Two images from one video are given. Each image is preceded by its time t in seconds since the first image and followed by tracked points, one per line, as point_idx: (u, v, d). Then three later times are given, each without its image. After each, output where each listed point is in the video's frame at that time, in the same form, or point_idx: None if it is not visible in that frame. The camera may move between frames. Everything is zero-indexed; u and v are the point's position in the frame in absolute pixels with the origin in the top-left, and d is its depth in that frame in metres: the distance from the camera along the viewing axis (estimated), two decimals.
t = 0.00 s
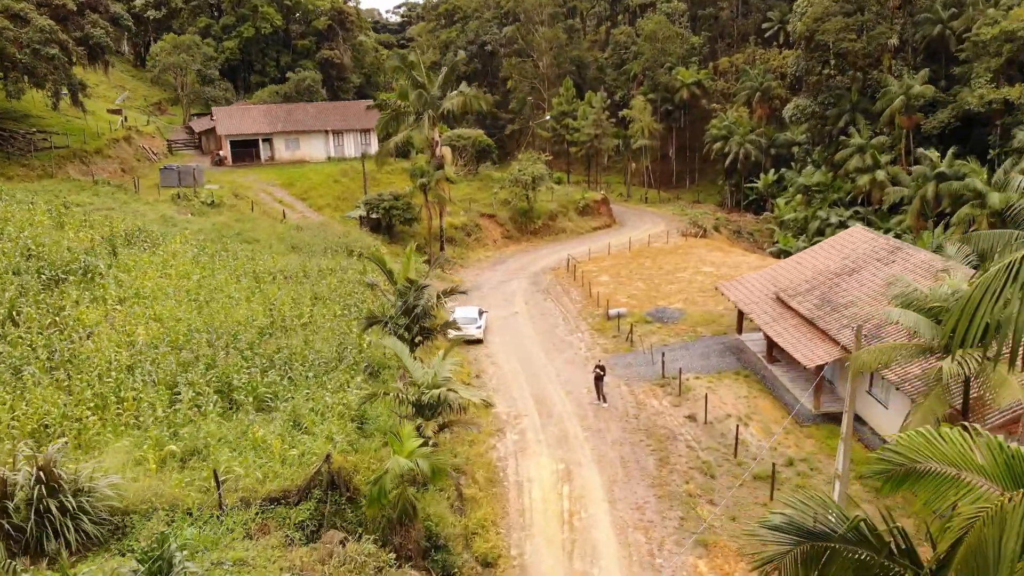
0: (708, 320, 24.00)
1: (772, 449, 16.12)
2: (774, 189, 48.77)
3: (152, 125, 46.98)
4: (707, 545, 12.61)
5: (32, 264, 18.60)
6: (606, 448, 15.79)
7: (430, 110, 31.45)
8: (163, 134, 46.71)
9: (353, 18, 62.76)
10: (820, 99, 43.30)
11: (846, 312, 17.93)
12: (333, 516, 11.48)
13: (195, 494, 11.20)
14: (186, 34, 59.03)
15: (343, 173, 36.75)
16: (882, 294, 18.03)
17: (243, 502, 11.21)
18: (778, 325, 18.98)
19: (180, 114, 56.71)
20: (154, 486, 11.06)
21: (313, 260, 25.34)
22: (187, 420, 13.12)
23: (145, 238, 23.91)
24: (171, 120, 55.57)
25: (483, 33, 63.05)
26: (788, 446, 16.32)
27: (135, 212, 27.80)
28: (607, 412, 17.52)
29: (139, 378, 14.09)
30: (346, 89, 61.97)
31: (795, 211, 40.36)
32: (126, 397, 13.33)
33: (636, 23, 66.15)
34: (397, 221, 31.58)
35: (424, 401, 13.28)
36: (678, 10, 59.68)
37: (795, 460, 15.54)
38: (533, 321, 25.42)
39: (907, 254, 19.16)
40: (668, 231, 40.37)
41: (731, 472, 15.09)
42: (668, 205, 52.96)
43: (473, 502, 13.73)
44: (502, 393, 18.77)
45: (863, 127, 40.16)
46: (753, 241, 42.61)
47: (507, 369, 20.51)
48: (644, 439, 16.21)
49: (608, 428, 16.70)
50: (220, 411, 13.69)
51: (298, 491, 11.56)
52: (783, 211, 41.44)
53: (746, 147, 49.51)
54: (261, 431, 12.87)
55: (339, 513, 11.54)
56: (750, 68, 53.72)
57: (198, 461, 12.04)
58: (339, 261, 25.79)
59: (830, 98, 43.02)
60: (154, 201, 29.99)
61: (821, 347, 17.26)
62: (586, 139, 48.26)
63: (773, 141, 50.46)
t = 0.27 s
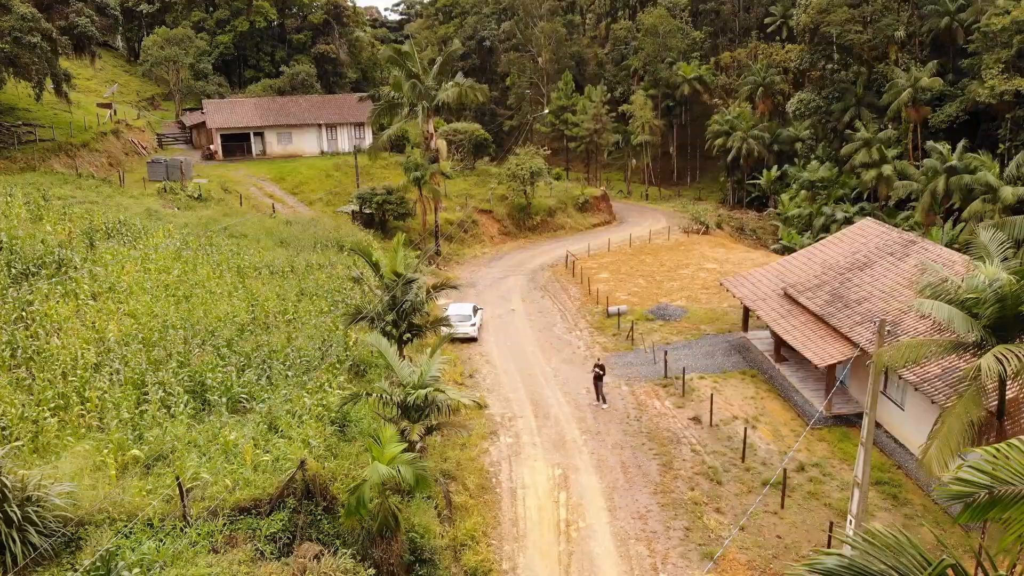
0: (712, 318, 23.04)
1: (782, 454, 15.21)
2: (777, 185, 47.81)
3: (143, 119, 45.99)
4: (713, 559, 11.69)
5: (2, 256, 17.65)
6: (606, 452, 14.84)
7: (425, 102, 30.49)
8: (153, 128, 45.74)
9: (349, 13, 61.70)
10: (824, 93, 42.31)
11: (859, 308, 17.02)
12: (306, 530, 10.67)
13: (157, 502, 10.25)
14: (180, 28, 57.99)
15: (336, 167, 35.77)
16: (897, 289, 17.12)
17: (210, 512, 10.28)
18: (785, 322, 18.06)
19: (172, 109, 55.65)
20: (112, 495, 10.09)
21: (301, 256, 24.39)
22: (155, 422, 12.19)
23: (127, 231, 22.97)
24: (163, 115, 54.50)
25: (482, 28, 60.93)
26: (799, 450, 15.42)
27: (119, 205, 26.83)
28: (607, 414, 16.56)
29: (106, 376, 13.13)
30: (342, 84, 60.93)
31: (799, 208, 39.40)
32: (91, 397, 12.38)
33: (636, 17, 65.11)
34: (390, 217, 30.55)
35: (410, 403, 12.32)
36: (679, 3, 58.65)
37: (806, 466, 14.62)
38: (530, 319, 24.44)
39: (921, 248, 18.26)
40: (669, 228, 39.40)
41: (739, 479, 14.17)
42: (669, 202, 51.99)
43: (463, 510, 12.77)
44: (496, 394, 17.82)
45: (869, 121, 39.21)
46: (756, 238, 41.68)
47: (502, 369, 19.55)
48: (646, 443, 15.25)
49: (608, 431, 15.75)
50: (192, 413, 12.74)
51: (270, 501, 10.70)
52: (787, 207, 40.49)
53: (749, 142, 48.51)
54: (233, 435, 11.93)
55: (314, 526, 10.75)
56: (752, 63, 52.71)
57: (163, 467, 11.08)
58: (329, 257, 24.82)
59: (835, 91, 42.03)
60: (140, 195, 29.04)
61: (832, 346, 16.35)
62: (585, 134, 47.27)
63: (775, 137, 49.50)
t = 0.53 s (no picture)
0: (717, 317, 22.11)
1: (794, 460, 14.29)
2: (780, 182, 46.85)
3: (134, 115, 45.01)
4: None
5: None
6: (606, 459, 13.91)
7: (419, 94, 29.56)
8: (144, 123, 44.77)
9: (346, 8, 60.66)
10: (830, 87, 41.33)
11: (874, 305, 16.14)
12: (279, 547, 9.70)
13: (113, 517, 9.27)
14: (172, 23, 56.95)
15: (329, 162, 34.81)
16: (913, 285, 16.26)
17: (173, 527, 9.33)
18: (795, 321, 17.14)
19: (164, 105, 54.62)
20: (66, 507, 9.14)
21: (290, 252, 23.44)
22: (119, 428, 11.24)
23: (108, 226, 22.02)
24: (155, 111, 53.48)
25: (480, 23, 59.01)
26: (812, 457, 14.51)
27: (102, 200, 25.88)
28: (608, 417, 15.63)
29: (68, 377, 12.17)
30: (339, 81, 59.91)
31: (804, 204, 38.45)
32: (51, 401, 11.42)
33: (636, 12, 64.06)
34: (383, 213, 29.54)
35: (396, 406, 11.37)
36: None
37: (821, 473, 13.74)
38: (528, 318, 23.50)
39: (939, 245, 17.37)
40: (671, 225, 38.47)
41: (749, 487, 13.25)
42: (670, 199, 51.03)
43: (453, 522, 11.82)
44: (490, 396, 16.87)
45: (876, 116, 38.27)
46: (759, 236, 40.76)
47: (497, 370, 18.61)
48: (649, 448, 14.32)
49: (609, 436, 14.81)
50: (160, 418, 11.81)
51: (240, 515, 9.75)
52: (792, 204, 39.53)
53: (752, 138, 47.50)
54: (203, 442, 11.00)
55: (289, 541, 9.80)
56: (755, 58, 51.68)
57: (125, 477, 10.15)
58: (319, 253, 23.88)
59: (841, 85, 41.03)
60: (125, 190, 28.08)
61: (847, 347, 15.45)
62: (585, 130, 46.29)
63: (779, 133, 48.52)
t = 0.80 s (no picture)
0: (722, 314, 21.21)
1: (808, 467, 13.40)
2: (784, 179, 45.93)
3: (125, 110, 44.07)
4: None
5: None
6: (608, 465, 13.01)
7: (414, 86, 28.63)
8: (135, 119, 43.84)
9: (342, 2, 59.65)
10: (835, 82, 40.40)
11: (890, 303, 15.28)
12: (249, 566, 8.83)
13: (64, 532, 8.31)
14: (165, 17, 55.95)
15: (322, 157, 33.89)
16: (932, 282, 15.40)
17: (131, 545, 8.41)
18: (808, 319, 16.23)
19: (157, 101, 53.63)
20: (11, 520, 8.20)
21: (278, 247, 22.52)
22: (79, 434, 10.30)
23: (88, 221, 21.11)
24: (147, 106, 52.54)
25: (479, 18, 58.31)
26: (827, 463, 13.62)
27: (84, 195, 24.94)
28: (610, 420, 14.72)
29: (27, 378, 11.22)
30: (335, 76, 58.91)
31: (809, 200, 37.55)
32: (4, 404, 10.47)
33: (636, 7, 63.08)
34: (377, 208, 28.60)
35: (379, 411, 10.41)
36: None
37: (837, 481, 12.86)
38: (526, 316, 22.59)
39: (957, 239, 16.48)
40: (673, 222, 37.56)
41: (761, 497, 12.35)
42: (672, 196, 50.11)
43: (441, 535, 10.93)
44: (484, 399, 15.96)
45: (883, 110, 37.36)
46: (763, 233, 39.86)
47: (493, 371, 17.70)
48: (654, 454, 13.41)
49: (611, 441, 13.89)
50: (126, 423, 10.90)
51: (206, 530, 8.86)
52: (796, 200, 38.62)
53: (755, 133, 46.57)
54: (169, 450, 10.08)
55: (260, 560, 8.93)
56: (758, 53, 50.71)
57: (80, 487, 9.23)
58: (308, 249, 22.96)
59: (846, 79, 40.07)
60: (110, 185, 27.17)
61: (864, 347, 14.55)
62: (585, 125, 45.36)
63: (782, 129, 47.60)
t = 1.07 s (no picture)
0: (728, 314, 20.32)
1: (824, 476, 12.55)
2: (788, 176, 45.04)
3: (115, 105, 43.15)
4: None
5: None
6: (610, 475, 12.11)
7: (409, 77, 27.79)
8: (126, 114, 42.93)
9: None
10: (840, 76, 39.45)
11: (910, 301, 14.39)
12: None
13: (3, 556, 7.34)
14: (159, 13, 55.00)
15: (315, 152, 32.98)
16: (953, 279, 14.51)
17: (81, 569, 7.49)
18: (821, 318, 15.32)
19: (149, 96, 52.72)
20: None
21: (266, 244, 21.63)
22: (32, 441, 9.33)
23: (66, 216, 20.23)
24: (140, 102, 51.59)
25: (477, 14, 57.47)
26: (844, 472, 12.75)
27: (66, 189, 24.04)
28: (612, 426, 13.82)
29: None
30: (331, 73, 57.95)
31: (814, 197, 36.66)
32: None
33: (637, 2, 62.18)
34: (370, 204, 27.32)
35: (360, 418, 9.48)
36: None
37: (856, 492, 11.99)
38: (523, 316, 21.67)
39: (978, 233, 15.61)
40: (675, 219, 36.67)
41: (774, 509, 11.47)
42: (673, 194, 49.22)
43: (429, 553, 10.04)
44: (479, 403, 15.07)
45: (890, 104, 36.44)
46: (767, 230, 38.98)
47: (488, 373, 16.80)
48: (659, 463, 12.51)
49: (614, 448, 12.99)
50: (86, 430, 9.95)
51: (166, 551, 7.96)
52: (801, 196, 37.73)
53: (759, 129, 45.65)
54: (130, 460, 9.16)
55: None
56: (761, 47, 49.81)
57: (28, 502, 8.28)
58: (296, 245, 22.07)
59: (852, 73, 39.11)
60: (94, 180, 26.27)
61: (882, 349, 13.65)
62: (585, 121, 44.46)
63: (786, 125, 46.71)
